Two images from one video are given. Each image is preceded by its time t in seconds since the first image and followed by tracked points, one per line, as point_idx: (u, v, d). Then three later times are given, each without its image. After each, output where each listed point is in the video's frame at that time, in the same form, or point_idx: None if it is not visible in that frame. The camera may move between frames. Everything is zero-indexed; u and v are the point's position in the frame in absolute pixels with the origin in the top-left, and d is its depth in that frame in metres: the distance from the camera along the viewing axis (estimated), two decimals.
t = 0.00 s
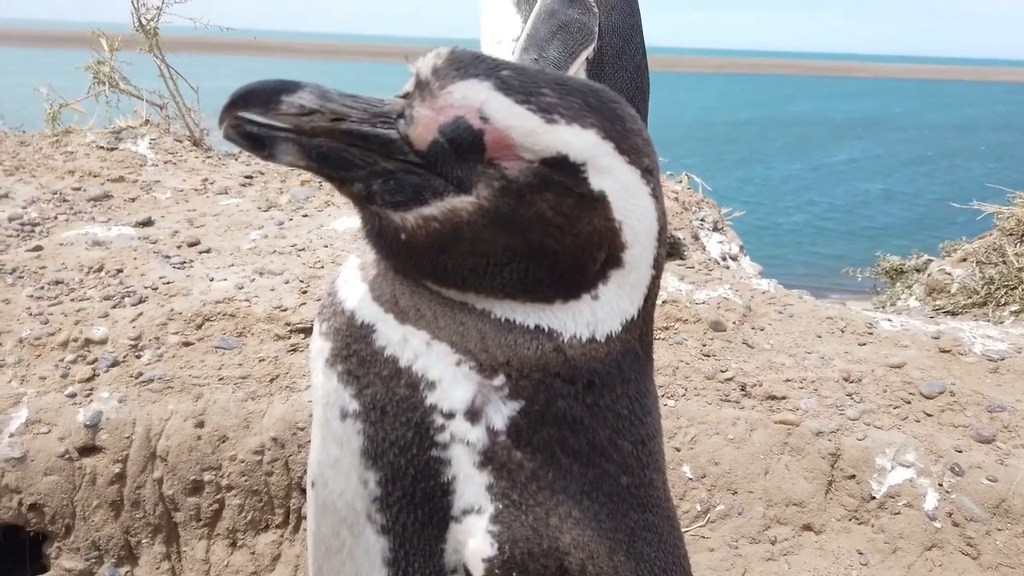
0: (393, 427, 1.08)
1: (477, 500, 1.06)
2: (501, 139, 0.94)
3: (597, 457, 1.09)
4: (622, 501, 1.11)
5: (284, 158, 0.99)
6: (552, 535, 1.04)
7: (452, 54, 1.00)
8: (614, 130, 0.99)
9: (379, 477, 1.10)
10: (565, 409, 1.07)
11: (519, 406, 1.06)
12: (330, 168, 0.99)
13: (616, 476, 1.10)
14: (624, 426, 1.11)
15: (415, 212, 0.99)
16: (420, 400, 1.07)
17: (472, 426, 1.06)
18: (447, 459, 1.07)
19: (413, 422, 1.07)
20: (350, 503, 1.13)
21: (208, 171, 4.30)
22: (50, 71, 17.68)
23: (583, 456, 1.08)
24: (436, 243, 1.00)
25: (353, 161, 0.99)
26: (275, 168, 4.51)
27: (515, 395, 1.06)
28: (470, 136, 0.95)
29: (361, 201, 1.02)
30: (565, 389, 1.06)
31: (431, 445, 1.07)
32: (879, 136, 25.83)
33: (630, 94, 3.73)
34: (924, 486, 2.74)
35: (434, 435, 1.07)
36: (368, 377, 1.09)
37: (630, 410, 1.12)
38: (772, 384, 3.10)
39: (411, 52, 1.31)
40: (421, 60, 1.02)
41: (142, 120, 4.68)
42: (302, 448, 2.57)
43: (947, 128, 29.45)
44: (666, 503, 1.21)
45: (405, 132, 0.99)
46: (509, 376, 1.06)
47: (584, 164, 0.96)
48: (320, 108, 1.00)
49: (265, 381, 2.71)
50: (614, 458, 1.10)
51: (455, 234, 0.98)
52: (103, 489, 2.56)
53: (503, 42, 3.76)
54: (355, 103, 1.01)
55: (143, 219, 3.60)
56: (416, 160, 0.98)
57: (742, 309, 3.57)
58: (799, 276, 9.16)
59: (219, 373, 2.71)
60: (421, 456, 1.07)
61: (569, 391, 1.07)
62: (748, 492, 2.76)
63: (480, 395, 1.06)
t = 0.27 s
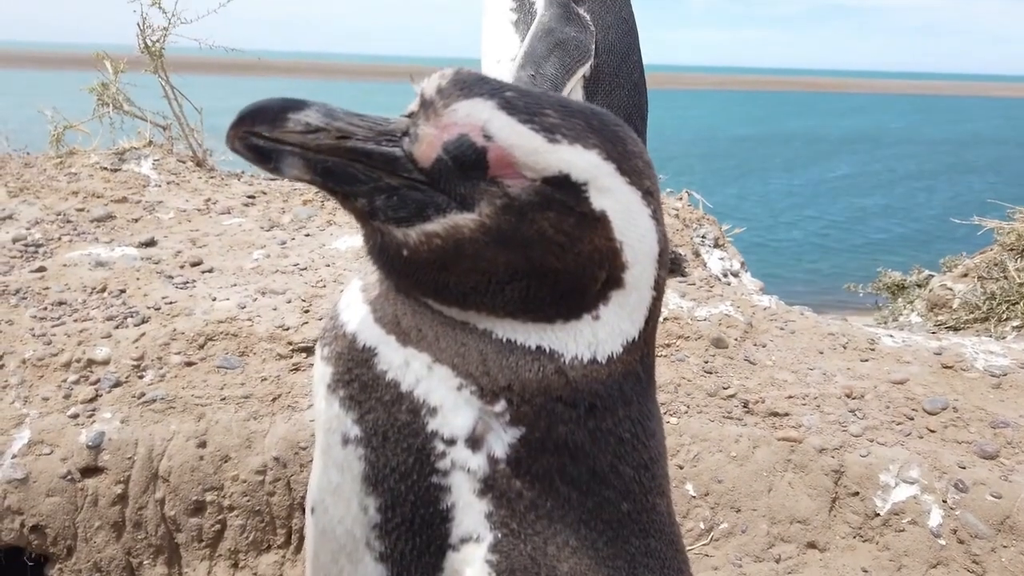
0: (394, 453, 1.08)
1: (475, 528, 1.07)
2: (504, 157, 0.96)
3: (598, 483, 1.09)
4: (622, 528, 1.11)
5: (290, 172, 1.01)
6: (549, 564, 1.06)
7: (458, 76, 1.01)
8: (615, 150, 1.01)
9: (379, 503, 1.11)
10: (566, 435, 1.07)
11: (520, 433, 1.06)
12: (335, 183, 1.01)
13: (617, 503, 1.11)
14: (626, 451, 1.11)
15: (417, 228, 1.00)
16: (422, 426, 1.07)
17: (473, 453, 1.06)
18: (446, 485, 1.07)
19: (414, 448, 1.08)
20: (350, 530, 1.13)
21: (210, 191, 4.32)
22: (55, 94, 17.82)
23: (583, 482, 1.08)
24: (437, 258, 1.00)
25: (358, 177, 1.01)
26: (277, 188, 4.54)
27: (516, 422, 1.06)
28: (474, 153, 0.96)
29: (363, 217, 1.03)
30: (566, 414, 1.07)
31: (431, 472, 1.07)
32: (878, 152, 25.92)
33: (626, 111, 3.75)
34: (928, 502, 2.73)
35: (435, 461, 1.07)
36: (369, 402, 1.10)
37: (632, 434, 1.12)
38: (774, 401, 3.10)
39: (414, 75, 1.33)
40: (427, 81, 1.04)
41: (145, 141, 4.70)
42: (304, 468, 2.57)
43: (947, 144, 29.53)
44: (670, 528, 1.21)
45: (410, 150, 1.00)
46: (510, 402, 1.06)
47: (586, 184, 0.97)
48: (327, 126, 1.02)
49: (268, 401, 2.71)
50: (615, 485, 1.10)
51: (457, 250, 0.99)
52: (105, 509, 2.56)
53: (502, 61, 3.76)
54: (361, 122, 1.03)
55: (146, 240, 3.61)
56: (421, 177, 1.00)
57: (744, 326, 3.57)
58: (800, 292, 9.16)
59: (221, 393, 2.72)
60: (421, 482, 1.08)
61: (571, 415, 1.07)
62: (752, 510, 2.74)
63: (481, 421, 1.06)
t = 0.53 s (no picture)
0: (390, 472, 1.09)
1: (470, 549, 1.07)
2: (504, 164, 0.96)
3: (595, 503, 1.09)
4: (620, 548, 1.10)
5: (285, 170, 1.00)
6: None
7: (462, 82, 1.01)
8: (614, 165, 1.01)
9: (374, 522, 1.11)
10: (564, 453, 1.07)
11: (517, 453, 1.06)
12: (330, 183, 1.00)
13: (614, 522, 1.10)
14: (624, 469, 1.11)
15: (412, 233, 0.99)
16: (418, 445, 1.07)
17: (470, 473, 1.06)
18: (442, 505, 1.07)
19: (410, 467, 1.08)
20: (346, 548, 1.13)
21: (210, 207, 4.33)
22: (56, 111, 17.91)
23: (581, 501, 1.08)
24: (432, 264, 0.99)
25: (355, 177, 1.00)
26: (277, 203, 4.54)
27: (513, 440, 1.06)
28: (475, 158, 0.96)
29: (356, 221, 1.01)
30: (564, 432, 1.06)
31: (427, 491, 1.08)
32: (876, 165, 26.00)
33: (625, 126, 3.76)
34: (930, 516, 2.72)
35: (431, 481, 1.07)
36: (366, 421, 1.09)
37: (631, 452, 1.12)
38: (775, 414, 3.09)
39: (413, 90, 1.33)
40: (434, 84, 1.04)
41: (145, 157, 4.72)
42: (303, 484, 2.56)
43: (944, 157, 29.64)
44: (669, 547, 1.20)
45: (411, 148, 1.00)
46: (507, 420, 1.06)
47: (585, 197, 0.98)
48: (331, 111, 1.00)
49: (267, 416, 2.70)
50: (613, 504, 1.10)
51: (452, 256, 0.98)
52: (103, 526, 2.54)
53: (502, 75, 3.78)
54: (365, 111, 1.02)
55: (146, 256, 3.62)
56: (417, 177, 1.00)
57: (744, 339, 3.57)
58: (798, 306, 9.16)
59: (220, 409, 2.71)
60: (417, 502, 1.08)
61: (568, 432, 1.07)
62: (753, 524, 2.72)
63: (478, 441, 1.06)
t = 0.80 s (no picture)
0: (386, 484, 1.08)
1: (465, 562, 1.07)
2: (503, 164, 0.97)
3: (591, 514, 1.09)
4: (615, 559, 1.11)
5: (281, 167, 0.99)
6: None
7: (463, 83, 1.02)
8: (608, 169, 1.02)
9: (368, 535, 1.11)
10: (561, 463, 1.07)
11: (513, 464, 1.06)
12: (326, 181, 0.99)
13: (611, 533, 1.10)
14: (621, 479, 1.11)
15: (408, 234, 0.99)
16: (414, 457, 1.07)
17: (466, 486, 1.06)
18: (438, 518, 1.07)
19: (406, 479, 1.07)
20: (340, 562, 1.14)
21: (206, 221, 4.33)
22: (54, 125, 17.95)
23: (577, 512, 1.08)
24: (429, 265, 0.99)
25: (351, 176, 0.99)
26: (273, 217, 4.55)
27: (510, 453, 1.06)
28: (475, 156, 0.97)
29: (351, 221, 1.00)
30: (561, 442, 1.07)
31: (423, 504, 1.08)
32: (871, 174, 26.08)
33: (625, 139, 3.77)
34: (929, 524, 2.71)
35: (427, 493, 1.07)
36: (362, 433, 1.09)
37: (628, 461, 1.12)
38: (772, 424, 3.09)
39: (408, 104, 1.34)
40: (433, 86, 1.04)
41: (141, 172, 4.72)
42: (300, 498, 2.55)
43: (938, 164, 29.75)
44: (665, 557, 1.21)
45: (411, 144, 1.00)
46: (504, 432, 1.06)
47: (582, 200, 0.99)
48: (333, 102, 0.99)
49: (264, 430, 2.70)
50: (609, 515, 1.10)
51: (448, 257, 0.98)
52: (99, 543, 2.53)
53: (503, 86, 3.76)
54: (365, 103, 1.01)
55: (142, 270, 3.62)
56: (415, 174, 1.00)
57: (741, 349, 3.57)
58: (794, 315, 9.17)
59: (217, 423, 2.70)
60: (412, 514, 1.08)
61: (565, 442, 1.07)
62: (752, 534, 2.71)
63: (474, 453, 1.06)
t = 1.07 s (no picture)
0: (390, 490, 1.09)
1: (469, 569, 1.07)
2: (531, 153, 1.01)
3: (595, 519, 1.10)
4: (618, 564, 1.12)
5: (304, 123, 0.98)
6: None
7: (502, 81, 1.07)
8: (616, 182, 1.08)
9: (372, 542, 1.11)
10: (567, 468, 1.07)
11: (518, 471, 1.06)
12: (348, 146, 0.99)
13: (614, 539, 1.11)
14: (625, 483, 1.12)
15: (424, 211, 0.99)
16: (419, 464, 1.07)
17: (470, 492, 1.06)
18: (443, 525, 1.07)
19: (411, 486, 1.08)
20: (344, 569, 1.14)
21: (203, 236, 4.33)
22: (50, 141, 17.97)
23: (580, 517, 1.09)
24: (443, 245, 0.99)
25: (373, 145, 1.00)
26: (270, 230, 4.55)
27: (515, 459, 1.06)
28: (506, 139, 1.01)
29: (366, 192, 0.99)
30: (567, 445, 1.07)
31: (427, 510, 1.08)
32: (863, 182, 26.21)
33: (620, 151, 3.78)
34: (929, 531, 2.71)
35: (432, 500, 1.07)
36: (367, 438, 1.09)
37: (632, 462, 1.13)
38: (771, 432, 3.09)
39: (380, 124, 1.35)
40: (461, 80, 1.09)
41: (138, 187, 4.73)
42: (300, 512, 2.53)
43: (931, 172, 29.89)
44: (668, 561, 1.22)
45: (443, 117, 1.02)
46: (510, 437, 1.06)
47: (598, 203, 1.04)
48: (379, 54, 1.01)
49: (263, 444, 2.68)
50: (612, 521, 1.11)
51: (463, 237, 0.98)
52: (98, 560, 2.51)
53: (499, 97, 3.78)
54: (408, 66, 1.03)
55: (139, 285, 3.62)
56: (441, 148, 1.02)
57: (738, 358, 3.58)
58: (790, 324, 9.19)
59: (216, 438, 2.69)
60: (416, 521, 1.08)
61: (571, 445, 1.07)
62: (754, 544, 2.71)
63: (479, 460, 1.06)
